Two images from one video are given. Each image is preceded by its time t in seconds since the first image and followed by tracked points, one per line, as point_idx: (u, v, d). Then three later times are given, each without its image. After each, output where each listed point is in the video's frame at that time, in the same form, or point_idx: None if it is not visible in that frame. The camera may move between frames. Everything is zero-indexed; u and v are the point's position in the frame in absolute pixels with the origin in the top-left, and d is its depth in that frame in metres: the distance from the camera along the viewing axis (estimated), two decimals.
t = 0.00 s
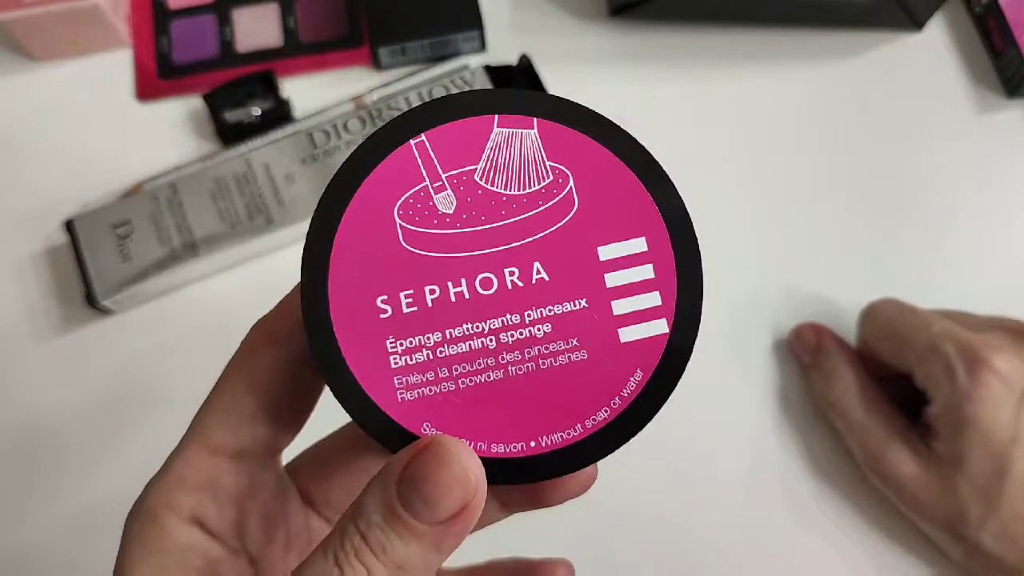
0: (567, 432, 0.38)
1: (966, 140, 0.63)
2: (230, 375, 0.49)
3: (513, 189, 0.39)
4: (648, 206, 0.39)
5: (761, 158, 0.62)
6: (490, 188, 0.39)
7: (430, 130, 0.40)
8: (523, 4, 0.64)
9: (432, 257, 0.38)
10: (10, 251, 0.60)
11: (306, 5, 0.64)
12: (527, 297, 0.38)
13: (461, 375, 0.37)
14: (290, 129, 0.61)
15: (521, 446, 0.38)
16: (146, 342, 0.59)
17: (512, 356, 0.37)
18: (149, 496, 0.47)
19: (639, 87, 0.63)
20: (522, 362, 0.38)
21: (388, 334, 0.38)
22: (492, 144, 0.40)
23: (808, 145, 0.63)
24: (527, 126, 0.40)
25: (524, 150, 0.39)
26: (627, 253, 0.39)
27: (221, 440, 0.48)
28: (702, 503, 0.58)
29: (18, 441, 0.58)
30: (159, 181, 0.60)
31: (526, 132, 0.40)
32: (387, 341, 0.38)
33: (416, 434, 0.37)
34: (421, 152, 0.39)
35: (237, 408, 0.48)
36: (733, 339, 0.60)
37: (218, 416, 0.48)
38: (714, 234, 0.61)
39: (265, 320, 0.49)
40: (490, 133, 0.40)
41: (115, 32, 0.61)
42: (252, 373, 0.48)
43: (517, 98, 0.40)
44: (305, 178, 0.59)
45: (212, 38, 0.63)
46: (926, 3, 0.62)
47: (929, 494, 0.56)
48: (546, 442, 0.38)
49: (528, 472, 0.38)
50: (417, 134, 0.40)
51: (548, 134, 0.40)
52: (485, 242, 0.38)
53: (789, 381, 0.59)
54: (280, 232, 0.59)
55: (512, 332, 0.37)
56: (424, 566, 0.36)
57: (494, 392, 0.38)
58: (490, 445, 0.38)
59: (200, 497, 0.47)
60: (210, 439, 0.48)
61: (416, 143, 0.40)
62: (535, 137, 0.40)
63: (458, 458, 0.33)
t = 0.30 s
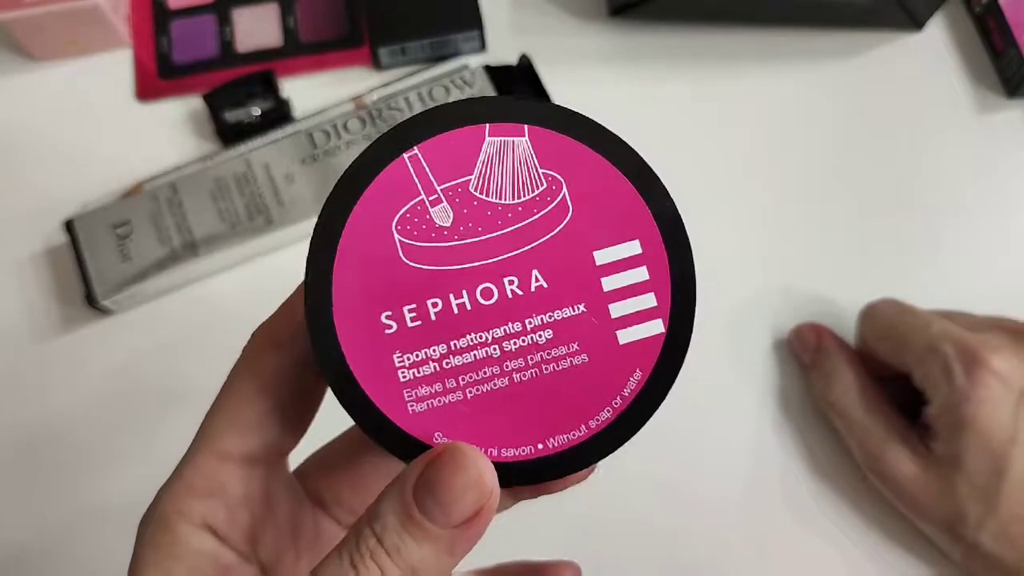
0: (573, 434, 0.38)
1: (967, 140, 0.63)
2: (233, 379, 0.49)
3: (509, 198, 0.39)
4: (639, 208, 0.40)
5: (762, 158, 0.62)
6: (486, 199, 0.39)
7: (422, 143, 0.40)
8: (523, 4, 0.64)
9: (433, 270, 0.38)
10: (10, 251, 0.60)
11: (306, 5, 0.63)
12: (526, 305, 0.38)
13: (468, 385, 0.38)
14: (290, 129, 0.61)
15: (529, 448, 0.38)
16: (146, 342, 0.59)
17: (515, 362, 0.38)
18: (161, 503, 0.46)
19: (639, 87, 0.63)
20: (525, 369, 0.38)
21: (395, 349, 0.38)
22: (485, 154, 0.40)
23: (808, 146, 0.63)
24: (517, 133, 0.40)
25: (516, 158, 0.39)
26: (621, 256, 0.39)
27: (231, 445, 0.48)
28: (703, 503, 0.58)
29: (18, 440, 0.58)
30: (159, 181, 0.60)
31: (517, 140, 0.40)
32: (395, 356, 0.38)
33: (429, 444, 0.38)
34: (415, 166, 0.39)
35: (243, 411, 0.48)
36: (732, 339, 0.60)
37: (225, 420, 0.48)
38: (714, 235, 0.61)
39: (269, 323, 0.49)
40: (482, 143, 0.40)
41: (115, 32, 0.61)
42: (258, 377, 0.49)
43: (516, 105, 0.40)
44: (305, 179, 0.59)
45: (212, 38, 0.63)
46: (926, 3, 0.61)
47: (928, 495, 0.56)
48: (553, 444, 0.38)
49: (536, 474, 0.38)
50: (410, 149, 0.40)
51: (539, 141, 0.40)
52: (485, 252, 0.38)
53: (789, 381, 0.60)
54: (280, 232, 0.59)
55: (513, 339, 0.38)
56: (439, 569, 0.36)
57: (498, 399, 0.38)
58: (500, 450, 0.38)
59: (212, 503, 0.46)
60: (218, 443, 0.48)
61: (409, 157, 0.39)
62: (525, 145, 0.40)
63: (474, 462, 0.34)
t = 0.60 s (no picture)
0: (587, 427, 0.39)
1: (966, 140, 0.63)
2: (245, 378, 0.49)
3: (523, 205, 0.39)
4: (650, 208, 0.40)
5: (762, 158, 0.62)
6: (500, 206, 0.39)
7: (434, 154, 0.39)
8: (523, 4, 0.64)
9: (450, 280, 0.38)
10: (10, 251, 0.60)
11: (306, 5, 0.63)
12: (541, 308, 0.38)
13: (485, 387, 0.38)
14: (290, 129, 0.61)
15: (546, 443, 0.39)
16: (146, 342, 0.59)
17: (531, 363, 0.38)
18: (174, 499, 0.47)
19: (639, 87, 0.63)
20: (541, 369, 0.39)
21: (415, 357, 0.38)
22: (498, 161, 0.39)
23: (808, 146, 0.63)
24: (529, 138, 0.40)
25: (529, 165, 0.39)
26: (631, 256, 0.39)
27: (243, 443, 0.48)
28: (703, 503, 0.58)
29: (19, 440, 0.58)
30: (159, 181, 0.60)
31: (529, 145, 0.39)
32: (414, 363, 0.38)
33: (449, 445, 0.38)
34: (428, 177, 0.39)
35: (255, 410, 0.48)
36: (730, 340, 0.60)
37: (236, 419, 0.48)
38: (713, 235, 0.61)
39: (281, 320, 0.48)
40: (495, 151, 0.39)
41: (115, 32, 0.61)
42: (270, 376, 0.48)
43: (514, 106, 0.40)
44: (304, 179, 0.59)
45: (212, 38, 0.63)
46: (926, 3, 0.61)
47: (928, 494, 0.56)
48: (569, 438, 0.39)
49: (553, 466, 0.39)
50: (422, 159, 0.39)
51: (549, 146, 0.40)
52: (501, 260, 0.38)
53: (789, 381, 0.60)
54: (280, 232, 0.59)
55: (530, 341, 0.38)
56: (454, 563, 0.37)
57: (515, 399, 0.38)
58: (517, 446, 0.39)
59: (224, 500, 0.47)
60: (229, 441, 0.47)
61: (422, 168, 0.39)
62: (538, 150, 0.39)
63: (495, 456, 0.35)
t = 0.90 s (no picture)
0: (578, 423, 0.39)
1: (966, 140, 0.63)
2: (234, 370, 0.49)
3: (510, 196, 0.40)
4: (645, 202, 0.40)
5: (762, 158, 0.62)
6: (488, 197, 0.40)
7: (428, 147, 0.40)
8: (523, 4, 0.64)
9: (439, 266, 0.39)
10: (10, 251, 0.60)
11: (306, 5, 0.63)
12: (531, 296, 0.39)
13: (474, 376, 0.38)
14: (290, 130, 0.61)
15: (534, 439, 0.39)
16: (146, 343, 0.59)
17: (521, 353, 0.38)
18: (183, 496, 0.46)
19: (639, 87, 0.63)
20: (530, 360, 0.39)
21: (405, 341, 0.39)
22: (489, 153, 0.40)
23: (808, 145, 0.63)
24: (517, 133, 0.41)
25: (519, 158, 0.40)
26: (623, 246, 0.40)
27: (244, 430, 0.47)
28: (703, 503, 0.58)
29: (18, 440, 0.58)
30: (159, 181, 0.60)
31: (519, 138, 0.40)
32: (404, 348, 0.39)
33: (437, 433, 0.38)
34: (421, 170, 0.40)
35: (250, 396, 0.48)
36: (730, 341, 0.60)
37: (233, 410, 0.48)
38: (713, 235, 0.61)
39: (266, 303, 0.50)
40: (485, 146, 0.40)
41: (115, 32, 0.61)
42: (258, 360, 0.49)
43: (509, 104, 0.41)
44: (305, 179, 0.59)
45: (212, 38, 0.63)
46: (926, 2, 0.61)
47: (927, 494, 0.56)
48: (558, 434, 0.39)
49: (545, 464, 0.39)
50: (417, 153, 0.40)
51: (539, 141, 0.41)
52: (489, 249, 0.39)
53: (789, 381, 0.60)
54: (279, 233, 0.59)
55: (519, 330, 0.38)
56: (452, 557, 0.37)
57: (505, 390, 0.39)
58: (505, 439, 0.39)
59: (235, 491, 0.46)
60: (229, 432, 0.47)
61: (415, 160, 0.40)
62: (527, 143, 0.40)
63: (485, 445, 0.35)
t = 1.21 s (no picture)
0: (573, 423, 0.41)
1: (966, 140, 0.63)
2: (243, 370, 0.47)
3: (503, 204, 0.42)
4: (631, 209, 0.42)
5: (762, 158, 0.62)
6: (481, 206, 0.42)
7: (419, 156, 0.42)
8: (523, 4, 0.64)
9: (436, 274, 0.41)
10: (10, 251, 0.60)
11: (306, 5, 0.63)
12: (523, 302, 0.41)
13: (468, 380, 0.41)
14: (290, 130, 0.61)
15: (532, 439, 0.41)
16: (146, 343, 0.59)
17: (515, 356, 0.41)
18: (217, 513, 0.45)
19: (639, 87, 0.63)
20: (523, 362, 0.41)
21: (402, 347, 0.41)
22: (480, 161, 0.42)
23: (808, 145, 0.63)
24: (507, 141, 0.42)
25: (510, 166, 0.42)
26: (610, 252, 0.42)
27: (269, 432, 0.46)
28: (702, 502, 0.58)
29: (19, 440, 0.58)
30: (159, 181, 0.60)
31: (509, 147, 0.42)
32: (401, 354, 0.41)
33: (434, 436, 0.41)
34: (414, 178, 0.42)
35: (273, 398, 0.46)
36: (730, 341, 0.60)
37: (255, 414, 0.46)
38: (713, 236, 0.61)
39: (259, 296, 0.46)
40: (477, 155, 0.42)
41: (115, 32, 0.61)
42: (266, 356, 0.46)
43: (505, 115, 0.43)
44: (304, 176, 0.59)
45: (212, 38, 0.63)
46: (926, 2, 0.61)
47: (927, 494, 0.56)
48: (554, 434, 0.41)
49: (541, 462, 0.41)
50: (409, 162, 0.42)
51: (529, 149, 0.42)
52: (482, 257, 0.41)
53: (789, 380, 0.60)
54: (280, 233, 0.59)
55: (513, 335, 0.41)
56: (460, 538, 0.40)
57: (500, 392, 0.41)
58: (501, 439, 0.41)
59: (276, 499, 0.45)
60: (256, 437, 0.46)
61: (408, 170, 0.42)
62: (517, 151, 0.42)
63: (480, 425, 0.39)
